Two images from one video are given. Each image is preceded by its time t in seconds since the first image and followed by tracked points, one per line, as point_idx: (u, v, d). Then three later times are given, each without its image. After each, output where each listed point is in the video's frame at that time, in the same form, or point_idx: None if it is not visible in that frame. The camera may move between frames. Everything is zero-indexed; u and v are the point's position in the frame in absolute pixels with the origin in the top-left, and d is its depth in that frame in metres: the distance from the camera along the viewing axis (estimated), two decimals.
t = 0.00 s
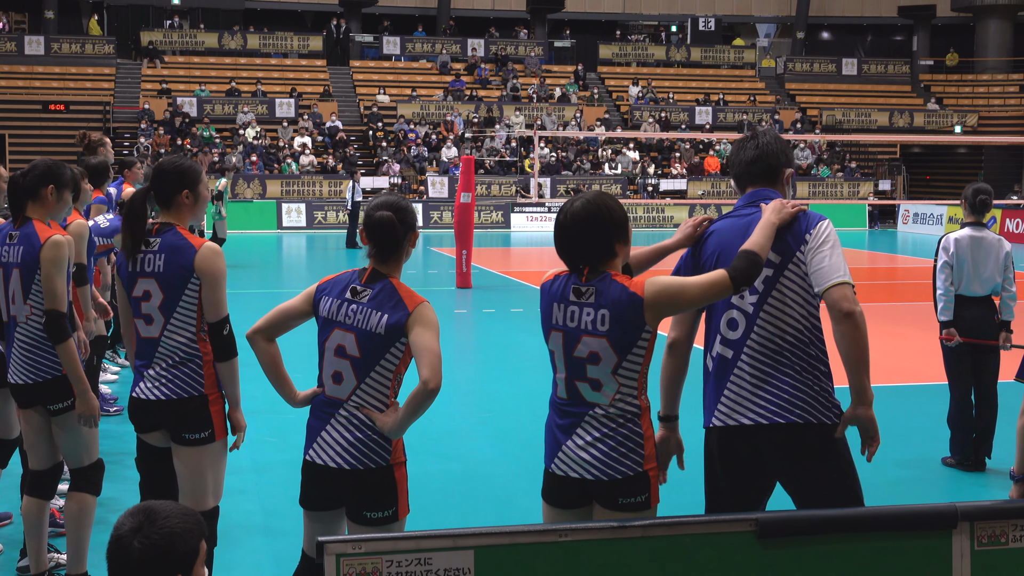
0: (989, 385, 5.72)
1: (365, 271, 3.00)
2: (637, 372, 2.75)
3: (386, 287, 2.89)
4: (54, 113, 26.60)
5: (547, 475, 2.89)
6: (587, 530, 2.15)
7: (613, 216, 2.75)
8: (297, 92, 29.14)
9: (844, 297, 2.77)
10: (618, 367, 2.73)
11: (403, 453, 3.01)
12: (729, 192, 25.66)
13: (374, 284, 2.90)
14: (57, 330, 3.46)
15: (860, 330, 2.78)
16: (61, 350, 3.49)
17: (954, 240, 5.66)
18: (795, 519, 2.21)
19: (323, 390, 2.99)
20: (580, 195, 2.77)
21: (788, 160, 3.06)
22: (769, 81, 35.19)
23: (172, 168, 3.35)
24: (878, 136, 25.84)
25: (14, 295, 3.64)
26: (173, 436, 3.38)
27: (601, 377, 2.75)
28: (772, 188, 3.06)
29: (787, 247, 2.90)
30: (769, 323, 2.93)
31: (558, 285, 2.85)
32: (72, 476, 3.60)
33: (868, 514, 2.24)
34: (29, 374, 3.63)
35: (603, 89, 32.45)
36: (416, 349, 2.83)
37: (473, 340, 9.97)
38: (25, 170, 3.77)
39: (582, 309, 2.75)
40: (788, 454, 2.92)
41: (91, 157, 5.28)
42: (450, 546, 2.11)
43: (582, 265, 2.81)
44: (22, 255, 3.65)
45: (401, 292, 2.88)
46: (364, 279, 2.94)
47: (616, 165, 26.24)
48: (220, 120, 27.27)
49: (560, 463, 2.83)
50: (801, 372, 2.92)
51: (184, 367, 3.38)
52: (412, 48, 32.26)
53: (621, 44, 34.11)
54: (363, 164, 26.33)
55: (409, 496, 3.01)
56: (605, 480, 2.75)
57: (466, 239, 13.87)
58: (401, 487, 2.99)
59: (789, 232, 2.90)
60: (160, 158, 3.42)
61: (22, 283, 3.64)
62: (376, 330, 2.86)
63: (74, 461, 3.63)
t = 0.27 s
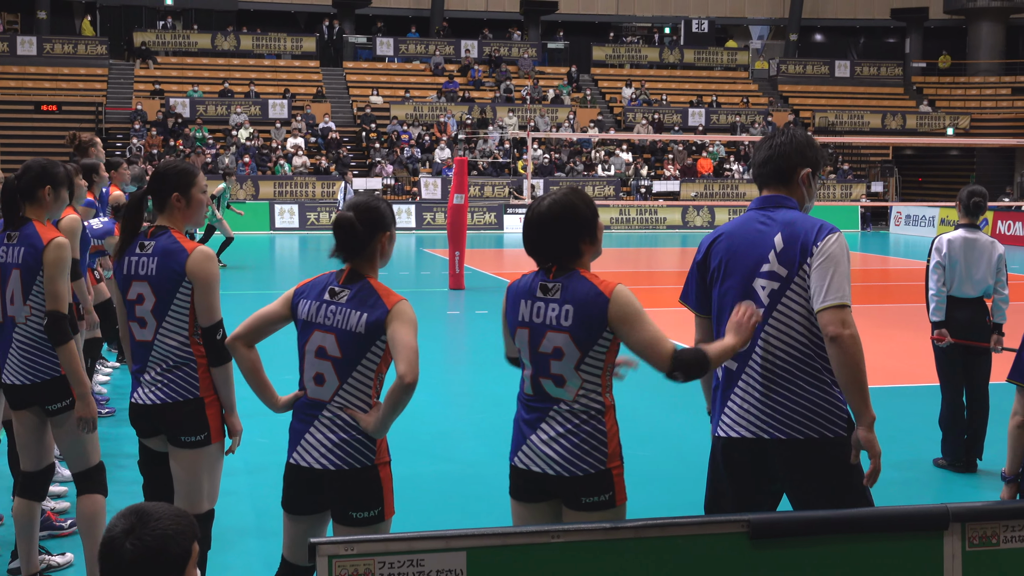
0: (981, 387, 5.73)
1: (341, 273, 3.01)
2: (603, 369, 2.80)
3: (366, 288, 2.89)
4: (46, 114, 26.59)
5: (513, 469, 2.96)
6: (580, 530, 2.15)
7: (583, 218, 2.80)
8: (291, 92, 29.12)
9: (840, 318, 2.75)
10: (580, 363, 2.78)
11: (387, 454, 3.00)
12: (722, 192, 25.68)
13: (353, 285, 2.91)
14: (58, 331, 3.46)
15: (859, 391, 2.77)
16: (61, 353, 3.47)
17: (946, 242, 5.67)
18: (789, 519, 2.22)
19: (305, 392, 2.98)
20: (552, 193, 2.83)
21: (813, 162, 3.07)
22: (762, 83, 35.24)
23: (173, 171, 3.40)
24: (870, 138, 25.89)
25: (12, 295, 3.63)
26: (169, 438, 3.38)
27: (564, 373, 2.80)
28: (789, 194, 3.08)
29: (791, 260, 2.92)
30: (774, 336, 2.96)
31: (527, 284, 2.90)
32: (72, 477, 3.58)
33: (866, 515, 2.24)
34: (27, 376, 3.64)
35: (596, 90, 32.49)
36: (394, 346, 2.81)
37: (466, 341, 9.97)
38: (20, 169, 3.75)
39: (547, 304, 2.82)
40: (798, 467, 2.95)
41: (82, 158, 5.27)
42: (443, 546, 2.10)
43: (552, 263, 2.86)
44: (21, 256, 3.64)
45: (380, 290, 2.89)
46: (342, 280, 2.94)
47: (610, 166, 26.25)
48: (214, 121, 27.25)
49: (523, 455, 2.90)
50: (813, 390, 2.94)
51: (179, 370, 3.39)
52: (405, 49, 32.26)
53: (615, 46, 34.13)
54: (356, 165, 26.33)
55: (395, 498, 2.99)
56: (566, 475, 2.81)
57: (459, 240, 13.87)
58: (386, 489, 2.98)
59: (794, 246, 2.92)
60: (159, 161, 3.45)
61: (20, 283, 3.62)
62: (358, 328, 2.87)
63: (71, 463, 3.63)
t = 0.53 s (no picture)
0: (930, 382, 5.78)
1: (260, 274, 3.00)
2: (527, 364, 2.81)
3: (287, 285, 2.89)
4: None
5: (446, 469, 2.96)
6: (533, 531, 2.15)
7: (522, 212, 2.82)
8: (243, 94, 28.92)
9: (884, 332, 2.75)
10: (504, 359, 2.79)
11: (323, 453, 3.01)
12: (677, 192, 25.78)
13: (271, 285, 2.90)
14: (35, 337, 3.48)
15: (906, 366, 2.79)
16: (43, 358, 3.54)
17: (898, 239, 5.71)
18: (739, 518, 2.25)
19: (237, 396, 2.98)
20: (496, 191, 2.84)
21: (827, 168, 3.03)
22: (715, 84, 35.42)
23: (126, 173, 3.37)
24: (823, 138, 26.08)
25: None
26: (123, 444, 3.35)
27: (491, 368, 2.81)
28: (800, 199, 3.05)
29: (800, 272, 2.89)
30: (774, 345, 2.95)
31: (461, 283, 2.92)
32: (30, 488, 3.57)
33: (815, 511, 2.29)
34: None
35: (550, 91, 32.54)
36: (316, 339, 2.81)
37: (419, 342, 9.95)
38: None
39: (479, 300, 2.83)
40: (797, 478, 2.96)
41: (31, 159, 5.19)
42: (396, 549, 2.09)
43: (491, 260, 2.88)
44: None
45: (299, 284, 2.89)
46: (261, 281, 2.93)
47: (564, 167, 26.30)
48: (165, 122, 27.03)
49: (453, 454, 2.91)
50: (814, 401, 2.94)
51: (133, 375, 3.37)
52: (359, 50, 32.13)
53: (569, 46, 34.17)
54: (310, 166, 26.21)
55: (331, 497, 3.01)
56: (494, 473, 2.82)
57: (414, 241, 13.85)
58: (324, 487, 3.00)
59: (801, 259, 2.89)
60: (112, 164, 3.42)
61: None
62: (282, 327, 2.86)
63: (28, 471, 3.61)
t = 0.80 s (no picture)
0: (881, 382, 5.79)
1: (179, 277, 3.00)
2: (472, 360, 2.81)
3: (200, 285, 2.91)
4: None
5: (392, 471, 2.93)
6: (491, 531, 2.14)
7: (475, 215, 2.86)
8: (195, 93, 28.69)
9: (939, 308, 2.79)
10: (449, 354, 2.78)
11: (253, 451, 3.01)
12: (631, 192, 25.79)
13: (189, 285, 2.91)
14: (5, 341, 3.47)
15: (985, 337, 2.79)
16: (15, 361, 3.51)
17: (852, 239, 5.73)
18: (695, 517, 2.26)
19: (163, 398, 2.96)
20: (447, 193, 2.87)
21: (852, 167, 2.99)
22: (669, 84, 35.54)
23: (75, 174, 3.32)
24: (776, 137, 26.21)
25: None
26: (76, 447, 3.30)
27: (435, 363, 2.80)
28: (823, 199, 3.00)
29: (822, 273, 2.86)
30: (787, 341, 2.92)
31: (407, 281, 2.90)
32: None
33: (768, 509, 2.30)
34: None
35: (504, 91, 32.53)
36: (236, 334, 2.83)
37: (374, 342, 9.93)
38: None
39: (424, 297, 2.82)
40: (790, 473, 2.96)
41: None
42: (350, 551, 2.08)
43: (439, 259, 2.88)
44: None
45: (217, 282, 2.89)
46: (178, 283, 2.93)
47: (519, 166, 26.30)
48: (116, 122, 26.79)
49: (400, 456, 2.88)
50: (823, 397, 2.94)
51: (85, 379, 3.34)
52: (313, 49, 32.02)
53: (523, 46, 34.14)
54: (263, 166, 26.06)
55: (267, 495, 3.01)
56: (441, 471, 2.82)
57: (368, 242, 13.80)
58: (256, 484, 2.99)
59: (824, 259, 2.86)
60: (62, 164, 3.37)
61: None
62: (200, 325, 2.87)
63: None
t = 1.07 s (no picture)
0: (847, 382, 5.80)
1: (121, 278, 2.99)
2: (454, 359, 2.83)
3: (143, 282, 2.90)
4: None
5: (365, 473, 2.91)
6: (456, 531, 2.15)
7: (438, 217, 2.87)
8: (161, 93, 28.52)
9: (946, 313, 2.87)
10: (436, 353, 2.79)
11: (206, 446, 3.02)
12: (598, 193, 25.58)
13: (130, 284, 2.91)
14: None
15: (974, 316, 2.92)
16: None
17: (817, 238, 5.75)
18: (663, 516, 2.27)
19: (110, 399, 2.93)
20: (413, 194, 2.88)
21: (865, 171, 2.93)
22: (635, 85, 35.61)
23: (40, 173, 3.29)
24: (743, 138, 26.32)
25: None
26: (41, 448, 3.28)
27: (419, 363, 2.79)
28: (836, 199, 2.94)
29: (832, 273, 2.81)
30: (789, 340, 2.88)
31: (377, 283, 2.88)
32: None
33: (733, 508, 2.31)
34: None
35: (472, 91, 32.51)
36: (180, 326, 2.82)
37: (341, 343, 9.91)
38: None
39: (401, 298, 2.81)
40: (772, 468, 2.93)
41: None
42: (317, 552, 2.07)
43: (410, 256, 2.89)
44: None
45: (159, 277, 2.88)
46: (120, 283, 2.93)
47: (486, 167, 26.30)
48: (80, 122, 26.60)
49: (377, 459, 2.85)
50: (817, 397, 2.90)
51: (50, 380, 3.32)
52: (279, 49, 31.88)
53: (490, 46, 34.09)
54: (229, 166, 25.94)
55: (221, 488, 3.03)
56: (424, 472, 2.81)
57: (335, 242, 13.76)
58: (211, 478, 3.01)
59: (836, 263, 2.81)
60: (26, 163, 3.33)
61: None
62: (144, 322, 2.85)
63: None
